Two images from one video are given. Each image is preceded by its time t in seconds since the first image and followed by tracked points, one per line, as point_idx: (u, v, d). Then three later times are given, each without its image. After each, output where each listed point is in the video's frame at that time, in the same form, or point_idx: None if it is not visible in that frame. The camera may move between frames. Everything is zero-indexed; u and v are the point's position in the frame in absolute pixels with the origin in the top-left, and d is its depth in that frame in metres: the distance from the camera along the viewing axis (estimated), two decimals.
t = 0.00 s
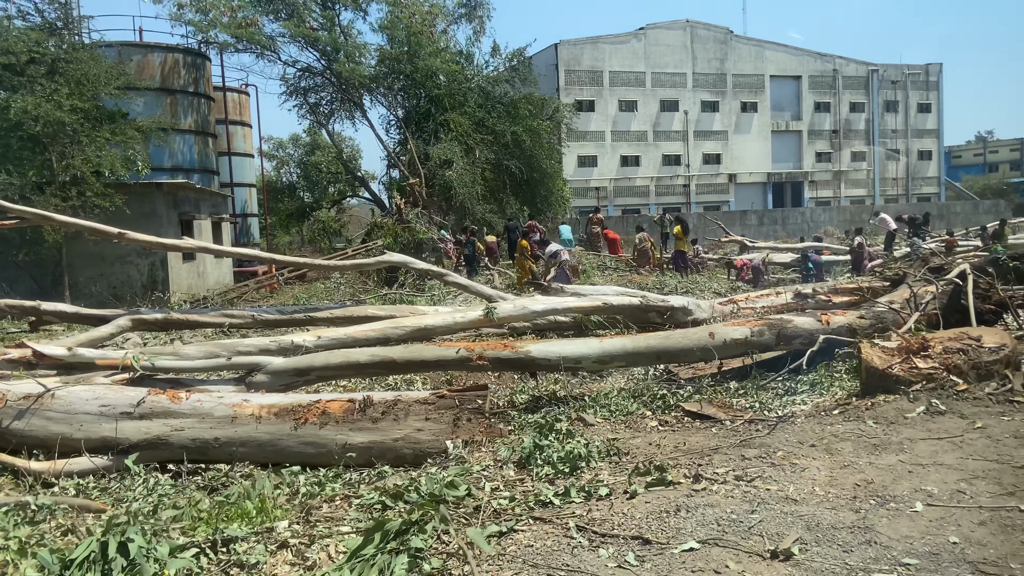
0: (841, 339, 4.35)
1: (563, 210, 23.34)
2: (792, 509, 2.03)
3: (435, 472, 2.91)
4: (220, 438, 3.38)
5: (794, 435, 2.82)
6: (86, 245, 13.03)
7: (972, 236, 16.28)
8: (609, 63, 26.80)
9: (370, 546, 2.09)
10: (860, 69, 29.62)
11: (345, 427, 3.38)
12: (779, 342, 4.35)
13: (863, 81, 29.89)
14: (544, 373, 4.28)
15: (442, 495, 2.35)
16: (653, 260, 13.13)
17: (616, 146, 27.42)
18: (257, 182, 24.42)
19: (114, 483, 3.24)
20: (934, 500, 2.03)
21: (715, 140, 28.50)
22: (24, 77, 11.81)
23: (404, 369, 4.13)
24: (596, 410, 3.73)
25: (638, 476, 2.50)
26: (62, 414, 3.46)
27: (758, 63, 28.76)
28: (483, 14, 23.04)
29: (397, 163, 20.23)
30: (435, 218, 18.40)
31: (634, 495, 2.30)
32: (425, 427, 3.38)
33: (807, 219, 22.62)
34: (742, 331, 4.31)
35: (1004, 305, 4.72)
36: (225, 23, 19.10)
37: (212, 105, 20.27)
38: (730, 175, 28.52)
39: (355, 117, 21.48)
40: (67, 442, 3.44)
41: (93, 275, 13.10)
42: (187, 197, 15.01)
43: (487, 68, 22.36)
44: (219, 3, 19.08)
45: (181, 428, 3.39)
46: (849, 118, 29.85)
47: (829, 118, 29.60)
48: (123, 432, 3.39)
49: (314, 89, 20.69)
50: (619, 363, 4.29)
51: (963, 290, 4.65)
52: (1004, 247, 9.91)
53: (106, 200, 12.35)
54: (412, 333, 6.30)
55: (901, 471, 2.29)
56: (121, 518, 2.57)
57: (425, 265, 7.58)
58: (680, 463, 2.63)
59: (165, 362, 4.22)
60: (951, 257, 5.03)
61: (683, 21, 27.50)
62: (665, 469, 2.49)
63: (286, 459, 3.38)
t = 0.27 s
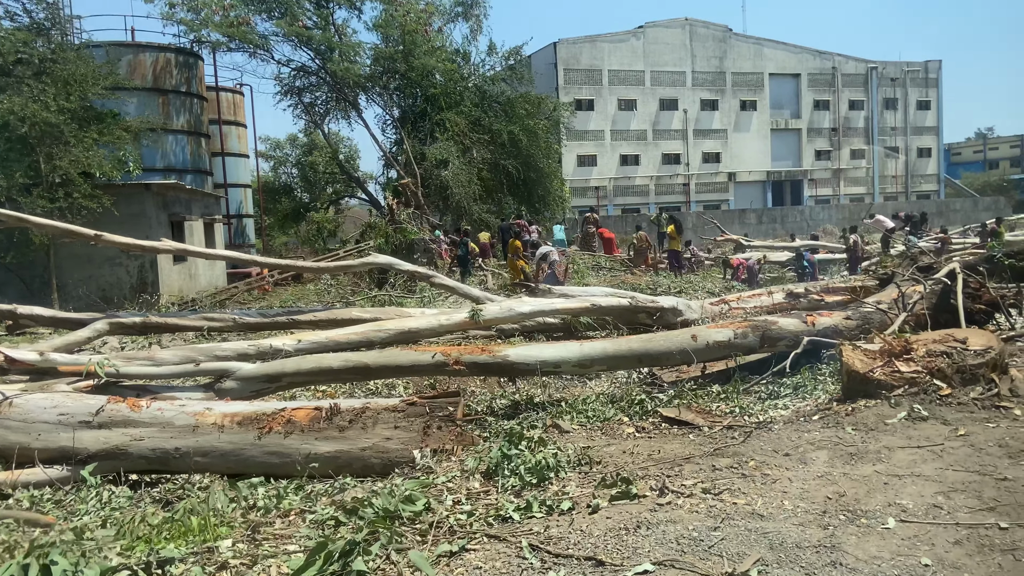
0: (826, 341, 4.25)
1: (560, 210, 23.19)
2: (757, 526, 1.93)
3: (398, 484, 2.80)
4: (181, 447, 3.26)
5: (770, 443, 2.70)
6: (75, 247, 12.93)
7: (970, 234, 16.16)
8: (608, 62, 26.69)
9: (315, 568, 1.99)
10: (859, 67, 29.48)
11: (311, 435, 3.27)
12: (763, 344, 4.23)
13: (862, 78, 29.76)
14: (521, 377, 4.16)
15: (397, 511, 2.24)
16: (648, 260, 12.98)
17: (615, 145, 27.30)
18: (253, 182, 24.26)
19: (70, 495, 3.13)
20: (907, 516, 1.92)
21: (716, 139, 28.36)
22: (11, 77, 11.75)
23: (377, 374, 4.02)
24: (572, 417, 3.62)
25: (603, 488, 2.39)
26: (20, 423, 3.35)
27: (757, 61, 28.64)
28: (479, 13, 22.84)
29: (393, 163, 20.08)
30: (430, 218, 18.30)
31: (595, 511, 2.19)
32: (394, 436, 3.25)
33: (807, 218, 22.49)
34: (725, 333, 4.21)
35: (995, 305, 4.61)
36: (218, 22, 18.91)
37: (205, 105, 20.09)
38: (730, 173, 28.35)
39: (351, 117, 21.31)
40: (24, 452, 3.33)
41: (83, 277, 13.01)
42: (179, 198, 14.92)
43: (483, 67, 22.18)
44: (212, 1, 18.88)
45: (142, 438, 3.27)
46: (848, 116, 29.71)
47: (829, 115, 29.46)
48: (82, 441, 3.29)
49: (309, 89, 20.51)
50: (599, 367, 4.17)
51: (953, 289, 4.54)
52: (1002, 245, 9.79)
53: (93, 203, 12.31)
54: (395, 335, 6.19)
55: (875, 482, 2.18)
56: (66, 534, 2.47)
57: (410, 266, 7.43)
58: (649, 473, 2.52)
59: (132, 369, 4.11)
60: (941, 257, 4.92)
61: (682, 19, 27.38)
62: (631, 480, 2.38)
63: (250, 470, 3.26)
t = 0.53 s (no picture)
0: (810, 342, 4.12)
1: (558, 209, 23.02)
2: (715, 548, 1.82)
3: (354, 498, 2.67)
4: (135, 457, 3.13)
5: (742, 454, 2.56)
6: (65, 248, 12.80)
7: (970, 231, 15.99)
8: (608, 59, 26.52)
9: None
10: (860, 63, 29.28)
11: (270, 444, 3.13)
12: (745, 347, 4.11)
13: (863, 75, 29.53)
14: (495, 382, 4.04)
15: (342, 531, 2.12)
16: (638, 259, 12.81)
17: (615, 143, 27.14)
18: (248, 182, 24.08)
19: (18, 508, 2.99)
20: (877, 536, 1.79)
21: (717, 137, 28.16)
22: None
23: (346, 379, 3.89)
24: (545, 423, 3.49)
25: (560, 503, 2.26)
26: None
27: (757, 58, 28.43)
28: (476, 10, 22.60)
29: (388, 162, 19.90)
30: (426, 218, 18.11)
31: (548, 529, 2.07)
32: (356, 444, 3.11)
33: (807, 215, 22.33)
34: (706, 335, 4.08)
35: (987, 304, 4.47)
36: (211, 21, 18.68)
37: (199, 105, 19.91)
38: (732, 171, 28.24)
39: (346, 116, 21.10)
40: None
41: (71, 278, 12.86)
42: (170, 198, 14.79)
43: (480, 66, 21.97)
44: None
45: (94, 448, 3.14)
46: (849, 112, 29.49)
47: (831, 112, 29.24)
48: (32, 451, 3.15)
49: (304, 87, 20.29)
50: (576, 371, 4.04)
51: (943, 288, 4.40)
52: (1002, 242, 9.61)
53: (82, 203, 12.18)
54: (377, 336, 6.06)
55: (847, 497, 2.04)
56: None
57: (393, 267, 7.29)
58: (612, 487, 2.39)
59: (93, 375, 3.98)
60: (933, 255, 4.77)
61: (682, 16, 27.17)
62: (590, 494, 2.26)
63: (207, 480, 3.12)
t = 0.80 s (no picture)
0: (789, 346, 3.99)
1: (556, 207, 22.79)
2: None
3: (297, 516, 2.54)
4: (77, 470, 2.98)
5: (705, 468, 2.42)
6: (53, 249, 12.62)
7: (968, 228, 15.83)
8: (607, 57, 26.36)
9: None
10: (861, 60, 29.06)
11: (219, 456, 2.99)
12: (722, 351, 3.98)
13: (864, 72, 29.30)
14: (463, 388, 3.89)
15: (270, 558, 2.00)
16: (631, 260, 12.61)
17: (614, 141, 26.91)
18: (242, 180, 23.79)
19: None
20: (830, 566, 1.67)
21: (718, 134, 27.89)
22: None
23: (308, 387, 3.75)
24: (509, 432, 3.35)
25: (502, 524, 2.14)
26: None
27: (757, 55, 28.22)
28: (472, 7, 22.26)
29: (383, 161, 19.66)
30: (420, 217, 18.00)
31: (485, 555, 1.95)
32: (308, 457, 2.97)
33: (807, 212, 22.15)
34: (681, 339, 3.95)
35: (975, 306, 4.33)
36: (203, 19, 18.31)
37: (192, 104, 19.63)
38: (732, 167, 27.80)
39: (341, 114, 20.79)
40: None
41: (57, 278, 12.67)
42: (160, 198, 14.61)
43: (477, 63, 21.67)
44: None
45: (35, 460, 2.99)
46: (850, 109, 29.26)
47: (831, 109, 29.02)
48: None
49: (299, 86, 19.96)
50: (547, 377, 3.90)
51: (928, 288, 4.26)
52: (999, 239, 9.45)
53: (69, 202, 12.07)
54: (354, 339, 5.92)
55: (805, 519, 1.91)
56: None
57: (374, 267, 7.09)
58: (562, 505, 2.26)
59: (46, 382, 3.84)
60: (918, 255, 4.64)
61: (681, 13, 26.95)
62: (535, 514, 2.13)
63: (152, 493, 2.99)
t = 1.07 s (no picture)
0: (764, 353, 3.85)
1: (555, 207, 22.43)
2: None
3: (229, 540, 2.41)
4: (9, 487, 2.85)
5: (659, 490, 2.28)
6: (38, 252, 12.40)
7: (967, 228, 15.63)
8: (607, 56, 26.04)
9: None
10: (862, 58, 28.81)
11: (158, 473, 2.86)
12: (696, 358, 3.83)
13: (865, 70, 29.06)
14: (428, 398, 3.72)
15: None
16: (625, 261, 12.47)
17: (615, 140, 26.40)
18: (237, 180, 23.37)
19: None
20: None
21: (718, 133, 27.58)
22: None
23: (265, 396, 3.59)
24: (466, 445, 3.20)
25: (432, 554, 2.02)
26: None
27: (757, 54, 27.97)
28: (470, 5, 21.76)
29: (379, 162, 19.28)
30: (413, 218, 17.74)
31: None
32: (251, 473, 2.83)
33: (807, 211, 21.97)
34: (654, 345, 3.79)
35: (960, 310, 4.19)
36: (195, 18, 17.80)
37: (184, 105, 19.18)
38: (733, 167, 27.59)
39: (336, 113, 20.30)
40: None
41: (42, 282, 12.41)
42: (149, 198, 14.41)
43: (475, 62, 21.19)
44: None
45: None
46: (851, 108, 29.01)
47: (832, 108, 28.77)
48: None
49: (294, 85, 19.42)
50: (514, 385, 3.75)
51: (910, 292, 4.12)
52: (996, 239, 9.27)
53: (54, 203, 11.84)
54: (329, 344, 5.77)
55: (750, 551, 1.78)
56: None
57: (352, 272, 6.75)
58: (499, 532, 2.13)
59: None
60: (902, 257, 4.49)
61: (682, 12, 26.66)
62: (465, 544, 2.01)
63: (88, 512, 2.86)
